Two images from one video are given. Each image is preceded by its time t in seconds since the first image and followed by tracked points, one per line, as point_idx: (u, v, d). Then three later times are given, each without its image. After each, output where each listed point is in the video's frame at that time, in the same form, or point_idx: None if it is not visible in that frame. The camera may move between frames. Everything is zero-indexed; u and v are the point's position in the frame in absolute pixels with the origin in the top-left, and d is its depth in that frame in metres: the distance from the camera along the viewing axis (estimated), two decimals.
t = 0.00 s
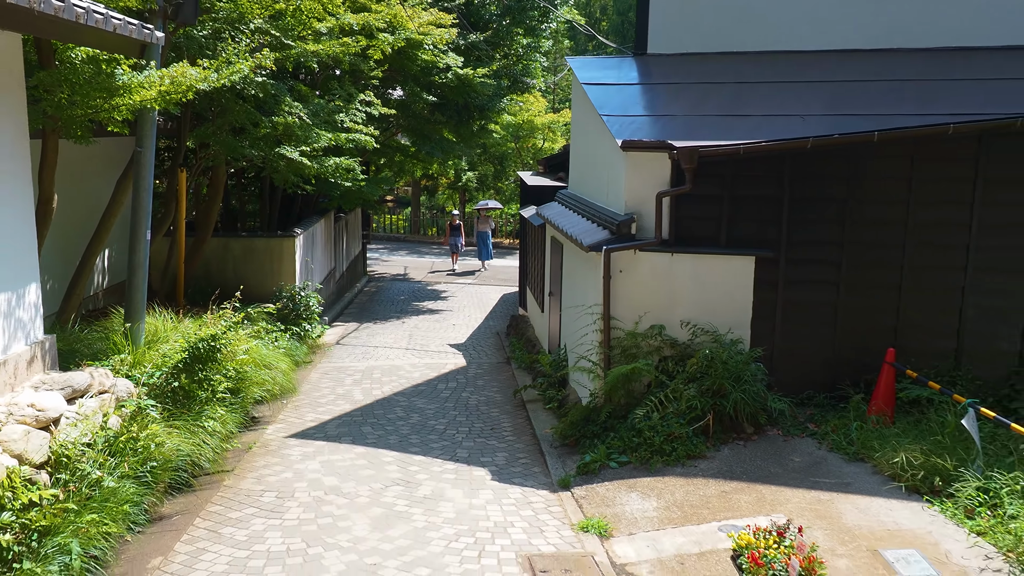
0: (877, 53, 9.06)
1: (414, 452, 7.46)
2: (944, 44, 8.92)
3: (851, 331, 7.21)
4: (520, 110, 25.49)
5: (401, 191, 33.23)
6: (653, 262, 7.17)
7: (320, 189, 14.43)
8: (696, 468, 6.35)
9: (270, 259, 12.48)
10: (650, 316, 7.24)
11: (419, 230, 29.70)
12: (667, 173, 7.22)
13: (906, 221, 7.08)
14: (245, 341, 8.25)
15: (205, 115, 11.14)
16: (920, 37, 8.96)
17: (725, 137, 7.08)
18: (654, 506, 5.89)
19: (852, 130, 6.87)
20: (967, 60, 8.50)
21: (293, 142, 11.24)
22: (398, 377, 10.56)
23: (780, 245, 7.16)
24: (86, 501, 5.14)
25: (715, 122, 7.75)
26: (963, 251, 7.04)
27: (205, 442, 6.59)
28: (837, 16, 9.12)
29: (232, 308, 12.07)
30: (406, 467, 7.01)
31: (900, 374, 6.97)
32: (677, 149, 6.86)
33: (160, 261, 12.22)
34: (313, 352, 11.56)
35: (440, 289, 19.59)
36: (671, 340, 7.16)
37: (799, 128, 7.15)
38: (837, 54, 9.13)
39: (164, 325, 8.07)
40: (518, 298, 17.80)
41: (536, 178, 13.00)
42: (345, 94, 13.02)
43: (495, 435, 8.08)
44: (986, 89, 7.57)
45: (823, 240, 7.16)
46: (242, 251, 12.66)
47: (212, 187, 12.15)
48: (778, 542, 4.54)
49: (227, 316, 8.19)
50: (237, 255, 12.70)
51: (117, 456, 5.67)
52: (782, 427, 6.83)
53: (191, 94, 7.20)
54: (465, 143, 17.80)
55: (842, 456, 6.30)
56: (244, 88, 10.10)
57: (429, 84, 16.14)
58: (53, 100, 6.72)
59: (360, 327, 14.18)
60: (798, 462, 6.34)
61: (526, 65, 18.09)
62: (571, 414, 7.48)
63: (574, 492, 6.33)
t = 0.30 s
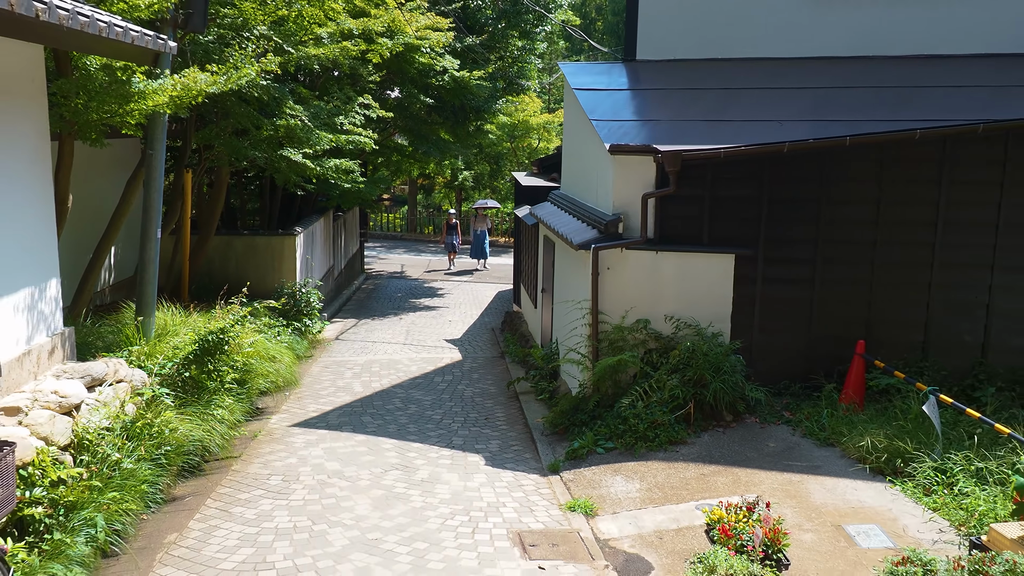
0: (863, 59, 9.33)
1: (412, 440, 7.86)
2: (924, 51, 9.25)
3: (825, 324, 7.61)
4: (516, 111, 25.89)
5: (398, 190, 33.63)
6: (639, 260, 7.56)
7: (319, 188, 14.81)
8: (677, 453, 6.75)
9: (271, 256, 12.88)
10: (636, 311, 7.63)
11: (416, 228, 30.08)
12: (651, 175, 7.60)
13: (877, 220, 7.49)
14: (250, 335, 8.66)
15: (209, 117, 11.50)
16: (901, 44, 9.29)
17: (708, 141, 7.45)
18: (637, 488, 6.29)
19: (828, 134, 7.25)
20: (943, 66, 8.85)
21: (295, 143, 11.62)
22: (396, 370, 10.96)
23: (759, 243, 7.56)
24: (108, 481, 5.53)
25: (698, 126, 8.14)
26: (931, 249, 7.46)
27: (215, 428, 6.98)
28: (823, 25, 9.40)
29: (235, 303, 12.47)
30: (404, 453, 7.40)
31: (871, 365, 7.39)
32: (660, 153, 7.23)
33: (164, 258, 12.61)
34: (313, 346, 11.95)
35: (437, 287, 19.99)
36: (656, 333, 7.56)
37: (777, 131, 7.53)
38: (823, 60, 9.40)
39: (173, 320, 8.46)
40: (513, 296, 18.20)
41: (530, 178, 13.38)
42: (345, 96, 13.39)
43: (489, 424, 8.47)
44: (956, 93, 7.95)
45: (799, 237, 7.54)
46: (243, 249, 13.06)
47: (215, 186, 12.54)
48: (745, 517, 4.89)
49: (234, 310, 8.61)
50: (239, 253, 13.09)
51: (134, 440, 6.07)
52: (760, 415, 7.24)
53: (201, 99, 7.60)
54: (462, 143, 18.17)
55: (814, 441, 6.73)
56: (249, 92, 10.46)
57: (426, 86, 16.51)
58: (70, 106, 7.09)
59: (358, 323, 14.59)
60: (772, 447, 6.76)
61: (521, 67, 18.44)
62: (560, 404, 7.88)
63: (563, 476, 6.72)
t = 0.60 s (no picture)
0: (841, 65, 9.71)
1: (408, 429, 8.25)
2: (897, 57, 9.63)
3: (799, 318, 8.02)
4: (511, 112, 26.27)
5: (395, 189, 34.00)
6: (624, 257, 7.96)
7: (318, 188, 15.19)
8: (659, 439, 7.15)
9: (271, 254, 13.27)
10: (621, 306, 8.03)
11: (413, 227, 30.45)
12: (636, 177, 8.00)
13: (848, 220, 7.89)
14: (253, 329, 9.05)
15: (212, 119, 11.86)
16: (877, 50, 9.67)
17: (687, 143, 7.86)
18: (620, 471, 6.69)
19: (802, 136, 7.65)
20: (917, 73, 9.23)
21: (295, 144, 12.00)
22: (392, 364, 11.35)
23: (738, 242, 7.96)
24: (124, 462, 5.91)
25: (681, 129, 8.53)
26: (899, 247, 7.87)
27: (221, 416, 7.37)
28: (804, 34, 9.76)
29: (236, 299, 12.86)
30: (401, 440, 7.80)
31: (844, 357, 7.79)
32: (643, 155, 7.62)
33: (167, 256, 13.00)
34: (313, 342, 12.34)
35: (433, 285, 20.38)
36: (640, 327, 7.95)
37: (755, 133, 7.91)
38: (803, 65, 9.78)
39: (180, 314, 8.85)
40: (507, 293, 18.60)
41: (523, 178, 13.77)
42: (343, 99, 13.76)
43: (482, 414, 8.87)
44: (926, 97, 8.34)
45: (774, 236, 7.95)
46: (244, 247, 13.44)
47: (217, 186, 12.92)
48: (711, 488, 5.28)
49: (239, 305, 9.02)
50: (240, 251, 13.47)
51: (147, 425, 6.47)
52: (738, 404, 7.64)
53: (207, 104, 7.97)
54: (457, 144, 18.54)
55: (788, 428, 7.13)
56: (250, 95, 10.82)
57: (422, 88, 16.88)
58: (83, 111, 7.44)
59: (356, 320, 14.97)
60: (748, 433, 7.16)
61: (516, 69, 18.81)
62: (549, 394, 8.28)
63: (551, 461, 7.12)
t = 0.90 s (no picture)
0: (819, 71, 10.09)
1: (402, 419, 8.64)
2: (876, 63, 9.98)
3: (774, 313, 8.42)
4: (504, 112, 26.64)
5: (389, 189, 34.35)
6: (608, 254, 8.35)
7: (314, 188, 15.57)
8: (640, 427, 7.54)
9: (269, 252, 13.65)
10: (605, 301, 8.42)
11: (407, 226, 30.83)
12: (619, 178, 8.39)
13: (821, 220, 8.29)
14: (253, 324, 9.42)
15: (212, 121, 12.21)
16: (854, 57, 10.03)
17: (670, 145, 8.21)
18: (603, 456, 7.08)
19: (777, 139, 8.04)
20: (892, 79, 9.58)
21: (293, 146, 12.37)
22: (387, 358, 11.75)
23: (717, 240, 8.35)
24: (135, 446, 6.27)
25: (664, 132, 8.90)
26: (870, 245, 8.27)
27: (224, 405, 7.75)
28: (784, 41, 10.13)
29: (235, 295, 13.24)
30: (396, 429, 8.19)
31: (816, 349, 8.20)
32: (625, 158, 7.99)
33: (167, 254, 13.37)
34: (310, 337, 12.72)
35: (427, 282, 20.76)
36: (623, 321, 8.34)
37: (733, 136, 8.30)
38: (782, 70, 10.18)
39: (184, 309, 9.22)
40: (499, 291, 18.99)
41: (514, 179, 14.15)
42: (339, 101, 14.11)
43: (473, 405, 9.27)
44: (896, 101, 8.74)
45: (751, 235, 8.35)
46: (242, 246, 13.81)
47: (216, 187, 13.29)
48: (685, 468, 5.68)
49: (240, 301, 9.41)
50: (238, 250, 13.84)
51: (156, 412, 6.83)
52: (716, 394, 8.03)
53: (210, 108, 8.33)
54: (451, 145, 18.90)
55: (762, 417, 7.52)
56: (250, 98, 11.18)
57: (416, 89, 17.25)
58: (93, 115, 7.82)
59: (351, 316, 15.36)
60: (725, 421, 7.56)
61: (508, 71, 19.17)
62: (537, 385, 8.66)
63: (537, 447, 7.51)
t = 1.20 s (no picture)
0: (795, 76, 10.51)
1: (395, 409, 9.01)
2: (850, 69, 10.39)
3: (749, 309, 8.84)
4: (494, 113, 27.02)
5: (380, 187, 34.69)
6: (592, 252, 8.74)
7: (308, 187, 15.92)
8: (621, 416, 7.93)
9: (264, 250, 14.03)
10: (589, 296, 8.82)
11: (398, 224, 31.19)
12: (602, 179, 8.78)
13: (793, 220, 8.70)
14: (251, 319, 9.78)
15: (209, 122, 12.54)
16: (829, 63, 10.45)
17: (650, 147, 8.60)
18: (585, 443, 7.47)
19: (751, 142, 8.45)
20: (865, 85, 9.98)
21: (287, 147, 12.73)
22: (380, 353, 12.12)
23: (695, 238, 8.76)
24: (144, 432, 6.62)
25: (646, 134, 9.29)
26: (839, 244, 8.69)
27: (225, 395, 8.11)
28: (762, 48, 10.54)
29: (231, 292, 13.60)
30: (389, 418, 8.57)
31: (789, 342, 8.62)
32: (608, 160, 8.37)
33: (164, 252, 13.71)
34: (304, 333, 13.08)
35: (418, 280, 21.13)
36: (606, 315, 8.74)
37: (710, 139, 8.70)
38: (760, 75, 10.59)
39: (184, 305, 9.58)
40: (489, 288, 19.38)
41: (503, 179, 14.54)
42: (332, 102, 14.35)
43: (463, 396, 9.66)
44: (866, 106, 9.16)
45: (727, 233, 8.75)
46: (237, 244, 14.16)
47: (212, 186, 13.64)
48: (662, 452, 6.08)
49: (239, 297, 9.77)
50: (233, 248, 14.19)
51: (162, 402, 7.18)
52: (694, 385, 8.44)
53: (211, 112, 8.69)
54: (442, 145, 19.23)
55: (737, 405, 7.92)
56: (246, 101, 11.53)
57: (407, 91, 17.61)
58: (98, 118, 8.16)
59: (344, 313, 15.72)
60: (701, 409, 7.96)
61: (497, 73, 19.55)
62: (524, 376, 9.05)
63: (524, 435, 7.89)
